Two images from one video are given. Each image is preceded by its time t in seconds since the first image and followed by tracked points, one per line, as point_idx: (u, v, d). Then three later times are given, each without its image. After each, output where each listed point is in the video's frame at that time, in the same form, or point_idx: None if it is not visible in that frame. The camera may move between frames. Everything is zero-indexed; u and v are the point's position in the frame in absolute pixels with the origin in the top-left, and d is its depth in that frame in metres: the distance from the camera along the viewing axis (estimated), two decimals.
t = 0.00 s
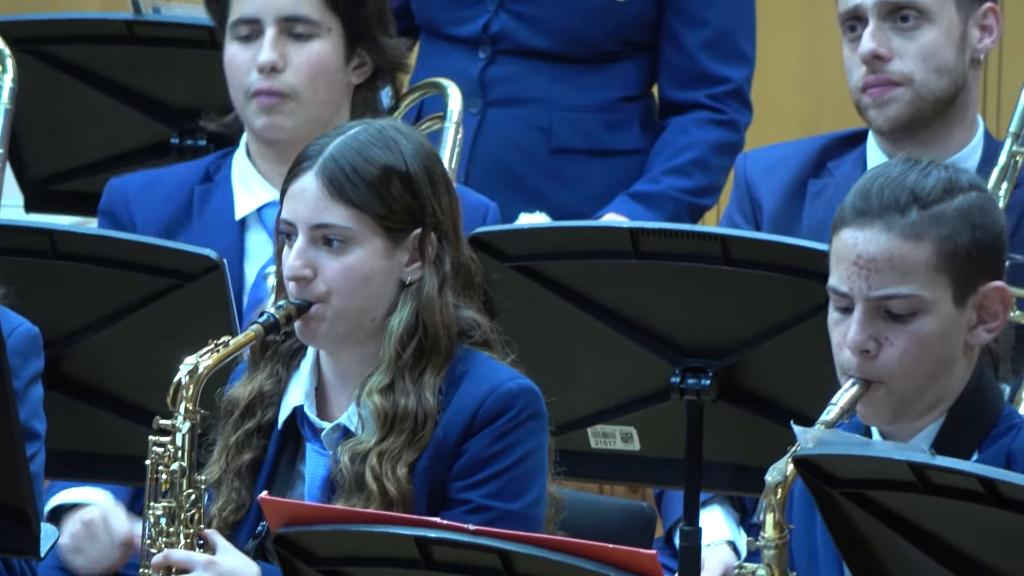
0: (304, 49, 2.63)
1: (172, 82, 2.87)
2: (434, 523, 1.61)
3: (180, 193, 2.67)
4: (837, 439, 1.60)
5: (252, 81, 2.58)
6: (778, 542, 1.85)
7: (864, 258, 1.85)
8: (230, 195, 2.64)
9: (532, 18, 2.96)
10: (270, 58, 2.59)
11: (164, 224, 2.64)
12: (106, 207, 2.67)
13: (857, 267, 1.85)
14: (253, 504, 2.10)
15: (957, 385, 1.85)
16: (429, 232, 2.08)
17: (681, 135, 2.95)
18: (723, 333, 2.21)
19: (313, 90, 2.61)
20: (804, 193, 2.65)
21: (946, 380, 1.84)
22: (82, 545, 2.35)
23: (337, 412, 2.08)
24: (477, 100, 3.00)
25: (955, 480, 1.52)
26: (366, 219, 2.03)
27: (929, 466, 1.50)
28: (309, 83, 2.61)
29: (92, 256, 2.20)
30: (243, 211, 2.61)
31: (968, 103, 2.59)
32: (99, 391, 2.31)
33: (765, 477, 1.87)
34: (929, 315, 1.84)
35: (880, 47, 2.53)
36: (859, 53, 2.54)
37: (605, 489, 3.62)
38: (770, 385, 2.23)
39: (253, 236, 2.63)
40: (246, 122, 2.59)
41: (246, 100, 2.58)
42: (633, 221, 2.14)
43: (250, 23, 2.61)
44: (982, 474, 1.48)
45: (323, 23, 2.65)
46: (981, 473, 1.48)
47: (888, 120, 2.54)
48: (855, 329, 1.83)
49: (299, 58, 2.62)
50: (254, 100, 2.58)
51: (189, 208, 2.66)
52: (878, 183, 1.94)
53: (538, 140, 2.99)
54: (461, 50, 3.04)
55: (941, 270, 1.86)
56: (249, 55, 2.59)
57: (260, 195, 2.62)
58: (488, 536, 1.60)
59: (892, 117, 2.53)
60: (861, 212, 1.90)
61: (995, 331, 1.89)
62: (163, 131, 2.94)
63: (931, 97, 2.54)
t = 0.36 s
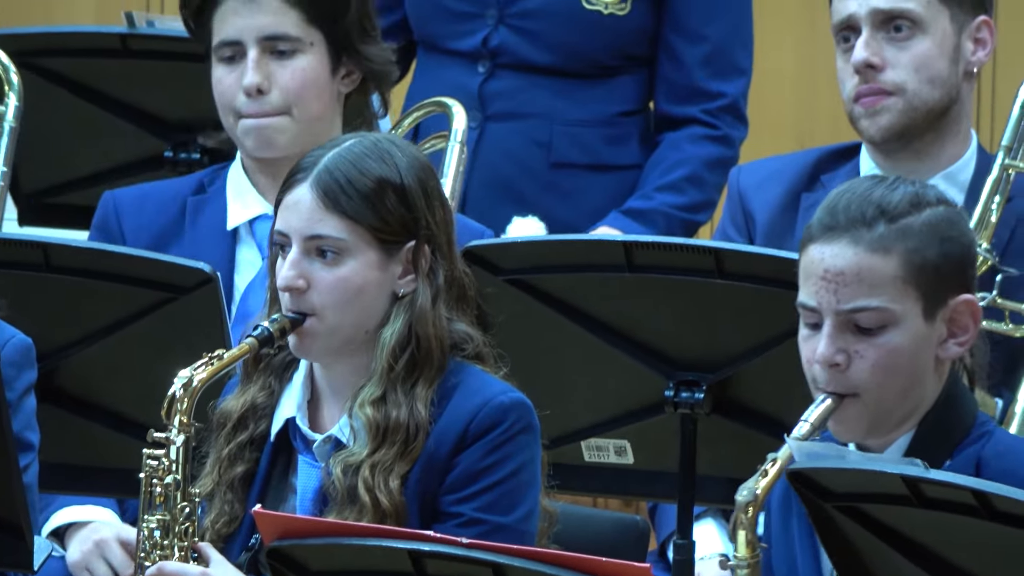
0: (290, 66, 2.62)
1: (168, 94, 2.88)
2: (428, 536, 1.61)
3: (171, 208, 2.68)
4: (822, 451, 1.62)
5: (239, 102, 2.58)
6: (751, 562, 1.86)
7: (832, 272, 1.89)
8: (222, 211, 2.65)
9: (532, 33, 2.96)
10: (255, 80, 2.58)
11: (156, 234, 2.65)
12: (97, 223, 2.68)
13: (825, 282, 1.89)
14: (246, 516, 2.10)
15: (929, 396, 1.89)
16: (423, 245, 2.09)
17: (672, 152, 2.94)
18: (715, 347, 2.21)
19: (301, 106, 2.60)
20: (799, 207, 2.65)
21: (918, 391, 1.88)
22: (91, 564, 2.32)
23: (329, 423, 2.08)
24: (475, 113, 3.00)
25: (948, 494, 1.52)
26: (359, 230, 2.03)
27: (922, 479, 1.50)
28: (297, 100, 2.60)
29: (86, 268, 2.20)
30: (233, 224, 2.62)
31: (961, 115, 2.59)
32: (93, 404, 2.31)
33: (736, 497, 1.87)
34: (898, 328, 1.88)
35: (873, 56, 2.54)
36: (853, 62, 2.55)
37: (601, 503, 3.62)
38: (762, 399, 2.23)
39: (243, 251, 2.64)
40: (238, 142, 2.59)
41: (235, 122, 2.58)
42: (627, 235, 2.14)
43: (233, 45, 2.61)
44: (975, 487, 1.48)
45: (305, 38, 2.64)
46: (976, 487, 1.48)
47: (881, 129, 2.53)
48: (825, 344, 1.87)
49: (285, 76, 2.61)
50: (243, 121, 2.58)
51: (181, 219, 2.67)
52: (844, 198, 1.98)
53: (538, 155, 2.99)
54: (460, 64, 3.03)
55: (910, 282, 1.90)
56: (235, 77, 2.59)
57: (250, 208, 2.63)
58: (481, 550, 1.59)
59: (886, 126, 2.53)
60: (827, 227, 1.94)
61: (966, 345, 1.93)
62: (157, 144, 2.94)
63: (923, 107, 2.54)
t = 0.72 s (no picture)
0: (287, 85, 2.62)
1: (169, 105, 2.88)
2: (427, 549, 1.60)
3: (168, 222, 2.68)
4: (816, 462, 1.63)
5: (238, 122, 2.58)
6: None
7: (814, 287, 1.89)
8: (221, 224, 2.65)
9: (536, 45, 2.97)
10: (253, 101, 2.58)
11: (153, 251, 2.66)
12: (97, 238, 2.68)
13: (808, 297, 1.89)
14: (244, 529, 2.09)
15: (914, 410, 1.90)
16: (419, 258, 2.09)
17: (672, 165, 2.95)
18: (713, 359, 2.21)
19: (300, 126, 2.60)
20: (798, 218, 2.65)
21: (902, 405, 1.89)
22: None
23: (326, 437, 2.08)
24: (479, 127, 3.00)
25: (949, 507, 1.51)
26: (356, 245, 2.03)
27: (923, 492, 1.49)
28: (295, 120, 2.60)
29: (87, 281, 2.21)
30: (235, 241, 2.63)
31: (960, 127, 2.59)
32: (90, 417, 2.31)
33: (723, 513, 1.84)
34: (882, 341, 1.88)
35: (873, 72, 2.54)
36: (853, 78, 2.54)
37: (599, 516, 3.61)
38: (761, 413, 2.23)
39: (241, 268, 2.65)
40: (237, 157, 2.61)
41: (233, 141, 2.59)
42: (625, 248, 2.15)
43: (229, 65, 2.61)
44: (976, 500, 1.47)
45: (303, 57, 2.64)
46: (978, 500, 1.48)
47: (883, 145, 2.53)
48: (809, 359, 1.87)
49: (283, 95, 2.61)
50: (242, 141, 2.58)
51: (178, 234, 2.67)
52: (824, 212, 1.98)
53: (540, 167, 2.99)
54: (462, 77, 3.03)
55: (891, 295, 1.90)
56: (233, 97, 2.59)
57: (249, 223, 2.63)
58: (480, 563, 1.58)
59: (887, 142, 2.53)
60: (808, 243, 1.94)
61: (949, 354, 1.93)
62: (154, 156, 2.94)
63: (924, 122, 2.54)
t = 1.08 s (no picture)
0: (283, 90, 2.62)
1: (175, 115, 2.88)
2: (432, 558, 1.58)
3: (168, 224, 2.68)
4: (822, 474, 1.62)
5: (233, 127, 2.58)
6: None
7: (827, 297, 1.89)
8: (223, 230, 2.65)
9: (546, 56, 2.96)
10: (249, 106, 2.58)
11: (154, 254, 2.67)
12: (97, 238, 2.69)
13: (820, 307, 1.89)
14: (248, 538, 2.09)
15: (923, 420, 1.89)
16: (422, 267, 2.09)
17: (678, 174, 2.94)
18: (720, 370, 2.20)
19: (295, 131, 2.61)
20: (803, 227, 2.65)
21: (913, 415, 1.88)
22: None
23: (330, 446, 2.08)
24: (490, 137, 3.00)
25: (953, 516, 1.51)
26: (360, 255, 2.03)
27: (927, 502, 1.49)
28: (291, 125, 2.61)
29: (94, 291, 2.21)
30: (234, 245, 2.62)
31: (966, 138, 2.59)
32: (97, 427, 2.31)
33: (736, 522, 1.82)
34: (894, 352, 1.88)
35: (879, 86, 2.53)
36: (858, 93, 2.53)
37: (605, 525, 3.61)
38: (766, 423, 2.22)
39: (242, 271, 2.64)
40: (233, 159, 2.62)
41: (230, 145, 2.59)
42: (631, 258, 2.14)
43: (225, 71, 2.61)
44: (981, 509, 1.47)
45: (298, 61, 2.64)
46: (982, 510, 1.48)
47: (889, 160, 2.53)
48: (821, 370, 1.87)
49: (279, 100, 2.61)
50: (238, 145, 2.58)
51: (179, 235, 2.67)
52: (835, 222, 1.98)
53: (551, 177, 2.99)
54: (472, 86, 3.03)
55: (905, 307, 1.89)
56: (228, 102, 2.59)
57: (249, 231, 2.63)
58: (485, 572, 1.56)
59: (892, 158, 2.53)
60: (821, 253, 1.94)
61: (961, 365, 1.93)
62: (161, 166, 2.95)
63: (930, 135, 2.54)
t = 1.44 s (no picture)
0: (296, 111, 2.62)
1: (185, 124, 2.88)
2: (440, 566, 1.57)
3: (179, 234, 2.69)
4: (833, 480, 1.61)
5: (246, 148, 2.58)
6: None
7: (841, 304, 1.88)
8: (233, 241, 2.65)
9: (557, 64, 2.96)
10: (262, 129, 2.57)
11: (165, 265, 2.67)
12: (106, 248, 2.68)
13: (834, 314, 1.88)
14: (256, 546, 2.08)
15: (936, 429, 1.88)
16: (429, 275, 2.09)
17: (690, 181, 2.93)
18: (730, 378, 2.20)
19: (307, 150, 2.60)
20: (812, 233, 2.65)
21: (926, 423, 1.88)
22: None
23: (338, 454, 2.08)
24: (500, 145, 3.00)
25: (962, 525, 1.50)
26: (367, 263, 2.03)
27: (936, 510, 1.49)
28: (303, 144, 2.60)
29: (103, 299, 2.21)
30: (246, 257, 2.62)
31: (976, 146, 2.58)
32: (104, 433, 2.31)
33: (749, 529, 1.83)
34: (908, 359, 1.87)
35: (891, 91, 2.52)
36: (871, 97, 2.53)
37: (613, 533, 3.60)
38: (777, 431, 2.22)
39: (256, 285, 2.65)
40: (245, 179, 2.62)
41: (243, 164, 2.59)
42: (641, 266, 2.14)
43: (237, 93, 2.61)
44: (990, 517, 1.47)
45: (310, 83, 2.65)
46: (991, 518, 1.47)
47: (900, 160, 2.52)
48: (835, 377, 1.86)
49: (292, 121, 2.61)
50: (250, 164, 2.59)
51: (191, 246, 2.68)
52: (849, 230, 1.98)
53: (561, 185, 2.99)
54: (483, 94, 3.03)
55: (918, 315, 1.89)
56: (241, 123, 2.58)
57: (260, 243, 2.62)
58: None
59: (905, 159, 2.52)
60: (834, 260, 1.94)
61: (973, 373, 1.92)
62: (171, 174, 2.95)
63: (942, 142, 2.53)
